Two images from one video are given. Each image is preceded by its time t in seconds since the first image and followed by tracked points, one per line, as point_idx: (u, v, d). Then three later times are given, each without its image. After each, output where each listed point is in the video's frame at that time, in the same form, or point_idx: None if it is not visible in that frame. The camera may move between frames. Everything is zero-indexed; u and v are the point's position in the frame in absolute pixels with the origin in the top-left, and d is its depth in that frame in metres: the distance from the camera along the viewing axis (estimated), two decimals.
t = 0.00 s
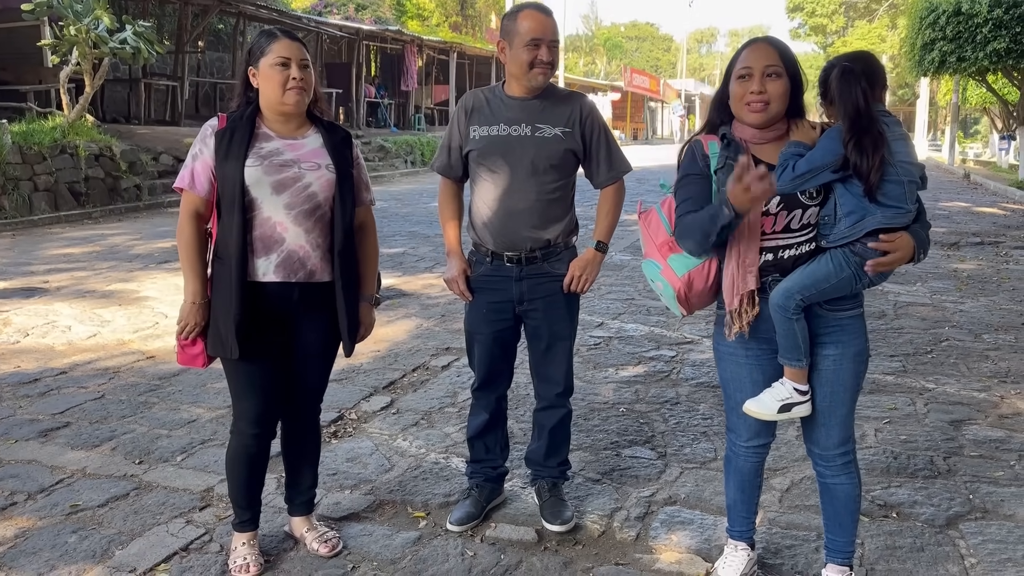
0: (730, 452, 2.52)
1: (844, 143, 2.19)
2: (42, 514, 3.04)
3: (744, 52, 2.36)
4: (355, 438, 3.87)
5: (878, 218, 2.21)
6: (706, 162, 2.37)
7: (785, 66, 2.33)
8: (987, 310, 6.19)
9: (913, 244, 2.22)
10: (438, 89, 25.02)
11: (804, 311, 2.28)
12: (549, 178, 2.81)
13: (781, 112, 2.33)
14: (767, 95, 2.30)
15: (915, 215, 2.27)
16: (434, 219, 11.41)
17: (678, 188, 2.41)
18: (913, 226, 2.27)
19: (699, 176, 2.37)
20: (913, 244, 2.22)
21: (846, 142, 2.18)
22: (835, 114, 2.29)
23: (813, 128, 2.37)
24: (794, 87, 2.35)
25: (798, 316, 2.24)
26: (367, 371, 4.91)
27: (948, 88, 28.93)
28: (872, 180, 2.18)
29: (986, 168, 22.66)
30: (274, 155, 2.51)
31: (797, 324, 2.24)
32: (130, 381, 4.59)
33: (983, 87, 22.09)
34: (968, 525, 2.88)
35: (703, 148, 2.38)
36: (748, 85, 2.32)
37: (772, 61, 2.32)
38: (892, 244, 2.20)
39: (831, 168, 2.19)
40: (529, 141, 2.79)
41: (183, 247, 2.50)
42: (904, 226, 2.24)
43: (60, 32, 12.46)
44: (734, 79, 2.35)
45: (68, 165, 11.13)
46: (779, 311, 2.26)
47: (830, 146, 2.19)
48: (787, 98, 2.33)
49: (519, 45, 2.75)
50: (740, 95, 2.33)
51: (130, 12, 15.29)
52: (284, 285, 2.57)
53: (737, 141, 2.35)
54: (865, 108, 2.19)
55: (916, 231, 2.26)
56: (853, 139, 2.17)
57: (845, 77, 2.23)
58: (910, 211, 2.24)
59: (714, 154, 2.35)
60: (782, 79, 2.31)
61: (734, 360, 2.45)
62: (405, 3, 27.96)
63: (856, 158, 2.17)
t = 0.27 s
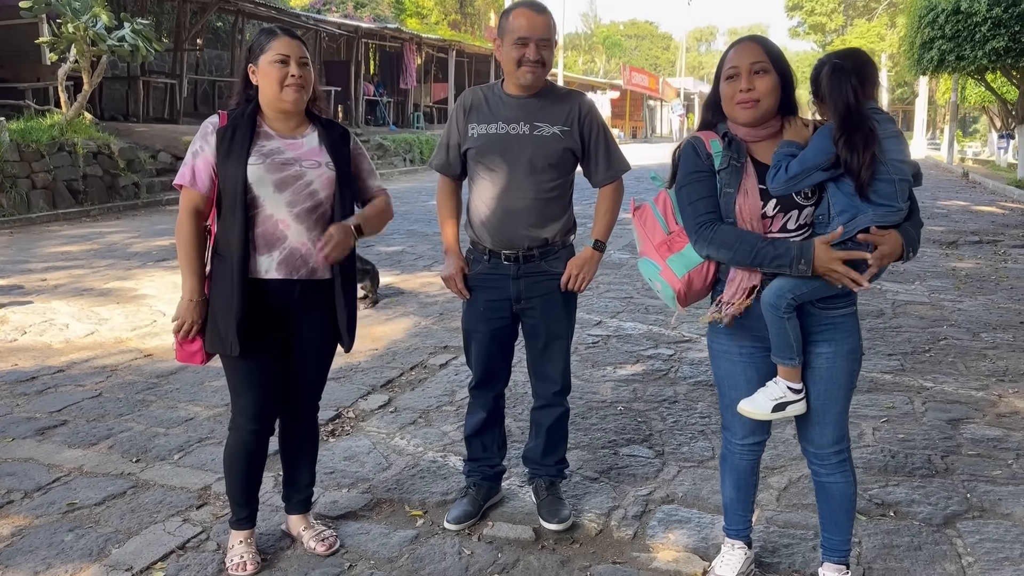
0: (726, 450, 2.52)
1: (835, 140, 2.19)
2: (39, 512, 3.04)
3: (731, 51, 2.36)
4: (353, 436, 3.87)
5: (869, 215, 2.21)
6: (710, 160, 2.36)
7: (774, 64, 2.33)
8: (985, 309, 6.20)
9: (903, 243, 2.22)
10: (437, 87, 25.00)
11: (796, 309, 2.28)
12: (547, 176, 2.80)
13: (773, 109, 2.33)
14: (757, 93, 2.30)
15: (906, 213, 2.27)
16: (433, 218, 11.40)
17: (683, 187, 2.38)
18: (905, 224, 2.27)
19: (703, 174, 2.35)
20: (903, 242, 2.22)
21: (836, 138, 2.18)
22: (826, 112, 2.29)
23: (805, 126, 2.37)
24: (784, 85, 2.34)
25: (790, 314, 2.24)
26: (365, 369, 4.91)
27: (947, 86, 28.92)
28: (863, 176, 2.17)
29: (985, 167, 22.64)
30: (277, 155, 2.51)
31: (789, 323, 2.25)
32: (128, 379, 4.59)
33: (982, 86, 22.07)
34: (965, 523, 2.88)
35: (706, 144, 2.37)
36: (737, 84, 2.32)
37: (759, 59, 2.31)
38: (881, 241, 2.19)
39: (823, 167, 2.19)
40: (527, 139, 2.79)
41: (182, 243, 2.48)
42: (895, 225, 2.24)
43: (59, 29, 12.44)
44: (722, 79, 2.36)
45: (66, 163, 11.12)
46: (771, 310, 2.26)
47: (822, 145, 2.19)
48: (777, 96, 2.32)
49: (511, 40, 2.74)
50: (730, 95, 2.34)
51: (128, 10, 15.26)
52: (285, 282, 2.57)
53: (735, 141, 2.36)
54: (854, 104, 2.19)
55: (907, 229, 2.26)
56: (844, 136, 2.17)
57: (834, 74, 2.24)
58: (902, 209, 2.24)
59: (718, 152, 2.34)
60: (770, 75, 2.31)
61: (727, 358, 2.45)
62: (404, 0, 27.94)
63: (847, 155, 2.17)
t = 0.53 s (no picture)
0: (722, 449, 2.52)
1: (822, 137, 2.19)
2: (36, 511, 3.04)
3: (723, 50, 2.36)
4: (350, 435, 3.87)
5: (859, 214, 2.22)
6: (714, 154, 2.35)
7: (767, 63, 2.33)
8: (983, 308, 6.20)
9: (890, 243, 2.22)
10: (436, 86, 24.98)
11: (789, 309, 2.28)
12: (545, 176, 2.80)
13: (766, 107, 2.32)
14: (750, 92, 2.30)
15: (897, 212, 2.26)
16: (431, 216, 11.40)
17: (686, 181, 2.36)
18: (894, 224, 2.27)
19: (707, 168, 2.34)
20: (891, 242, 2.22)
21: (825, 136, 2.18)
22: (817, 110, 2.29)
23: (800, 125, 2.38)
24: (778, 83, 2.34)
25: (781, 314, 2.24)
26: (363, 368, 4.91)
27: (947, 85, 28.92)
28: (850, 172, 2.18)
29: (984, 166, 22.64)
30: (281, 154, 2.51)
31: (780, 322, 2.25)
32: (126, 377, 4.58)
33: (981, 84, 22.08)
34: (962, 522, 2.88)
35: (708, 140, 2.36)
36: (730, 84, 2.33)
37: (751, 58, 2.31)
38: (870, 239, 2.19)
39: (812, 165, 2.20)
40: (524, 138, 2.79)
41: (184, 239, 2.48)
42: (885, 224, 2.24)
43: (57, 27, 12.43)
44: (717, 79, 2.37)
45: (65, 161, 11.11)
46: (762, 310, 2.26)
47: (811, 143, 2.19)
48: (770, 94, 2.32)
49: (506, 37, 2.73)
50: (723, 95, 2.35)
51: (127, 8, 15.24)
52: (286, 280, 2.56)
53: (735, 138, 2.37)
54: (843, 101, 2.19)
55: (896, 229, 2.26)
56: (829, 132, 2.17)
57: (824, 71, 2.23)
58: (892, 207, 2.23)
59: (721, 147, 2.35)
60: (763, 74, 2.31)
61: (722, 357, 2.45)
62: None
63: (835, 152, 2.17)
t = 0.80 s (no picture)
0: (720, 447, 2.52)
1: (822, 134, 2.19)
2: (33, 510, 3.04)
3: (722, 49, 2.36)
4: (348, 434, 3.86)
5: (859, 211, 2.21)
6: (706, 157, 2.36)
7: (765, 62, 2.32)
8: (982, 307, 6.20)
9: (890, 241, 2.21)
10: (436, 84, 24.97)
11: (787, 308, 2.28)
12: (543, 174, 2.80)
13: (764, 106, 2.32)
14: (747, 91, 2.30)
15: (896, 211, 2.25)
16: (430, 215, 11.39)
17: (680, 184, 2.38)
18: (895, 222, 2.25)
19: (700, 171, 2.35)
20: (891, 240, 2.21)
21: (823, 133, 2.18)
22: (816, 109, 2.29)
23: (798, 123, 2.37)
24: (777, 81, 2.33)
25: (779, 313, 2.24)
26: (361, 367, 4.91)
27: (946, 84, 28.92)
28: (850, 169, 2.17)
29: (984, 165, 22.63)
30: (278, 152, 2.51)
31: (778, 321, 2.25)
32: (124, 376, 4.58)
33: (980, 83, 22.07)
34: (959, 521, 2.88)
35: (703, 141, 2.37)
36: (727, 84, 2.33)
37: (748, 57, 2.31)
38: (868, 237, 2.18)
39: (812, 162, 2.19)
40: (522, 137, 2.79)
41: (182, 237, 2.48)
42: (886, 222, 2.23)
43: (56, 26, 12.42)
44: (713, 79, 2.37)
45: (64, 160, 11.10)
46: (760, 309, 2.26)
47: (810, 139, 2.19)
48: (769, 93, 2.31)
49: (498, 36, 2.74)
50: (720, 95, 2.35)
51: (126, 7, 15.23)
52: (283, 278, 2.56)
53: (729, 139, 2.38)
54: (841, 98, 2.19)
55: (898, 227, 2.25)
56: (829, 129, 2.17)
57: (823, 68, 2.23)
58: (891, 206, 2.22)
59: (713, 148, 2.35)
60: (760, 73, 2.30)
61: (720, 356, 2.45)
62: None
63: (833, 149, 2.17)
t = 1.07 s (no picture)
0: (718, 447, 2.51)
1: (821, 134, 2.18)
2: (31, 509, 3.04)
3: (720, 49, 2.35)
4: (346, 433, 3.86)
5: (858, 212, 2.21)
6: (705, 157, 2.35)
7: (763, 62, 2.32)
8: (981, 306, 6.20)
9: (890, 241, 2.20)
10: (436, 84, 24.97)
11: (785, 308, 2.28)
12: (541, 174, 2.80)
13: (763, 106, 2.31)
14: (745, 92, 2.29)
15: (896, 211, 2.25)
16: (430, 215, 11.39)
17: (679, 184, 2.37)
18: (895, 222, 2.25)
19: (698, 171, 2.35)
20: (891, 241, 2.21)
21: (823, 133, 2.17)
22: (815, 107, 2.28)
23: (796, 122, 2.36)
24: (775, 81, 2.33)
25: (778, 313, 2.24)
26: (360, 366, 4.90)
27: (946, 83, 28.90)
28: (849, 170, 2.17)
29: (984, 165, 22.61)
30: (277, 150, 2.51)
31: (777, 321, 2.25)
32: (122, 376, 4.58)
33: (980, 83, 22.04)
34: (957, 521, 2.88)
35: (701, 141, 2.36)
36: (725, 84, 2.32)
37: (746, 57, 2.30)
38: (868, 237, 2.18)
39: (812, 162, 2.19)
40: (520, 137, 2.79)
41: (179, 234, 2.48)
42: (885, 222, 2.23)
43: (55, 26, 12.42)
44: (712, 80, 2.36)
45: (64, 159, 11.10)
46: (759, 309, 2.26)
47: (810, 139, 2.19)
48: (767, 92, 2.31)
49: (493, 34, 2.74)
50: (719, 96, 2.34)
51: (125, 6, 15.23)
52: (281, 277, 2.55)
53: (727, 139, 2.37)
54: (840, 97, 2.19)
55: (898, 227, 2.24)
56: (829, 129, 2.17)
57: (822, 68, 2.23)
58: (891, 206, 2.22)
59: (712, 149, 2.35)
60: (759, 73, 2.30)
61: (719, 355, 2.45)
62: None
63: (833, 149, 2.16)
